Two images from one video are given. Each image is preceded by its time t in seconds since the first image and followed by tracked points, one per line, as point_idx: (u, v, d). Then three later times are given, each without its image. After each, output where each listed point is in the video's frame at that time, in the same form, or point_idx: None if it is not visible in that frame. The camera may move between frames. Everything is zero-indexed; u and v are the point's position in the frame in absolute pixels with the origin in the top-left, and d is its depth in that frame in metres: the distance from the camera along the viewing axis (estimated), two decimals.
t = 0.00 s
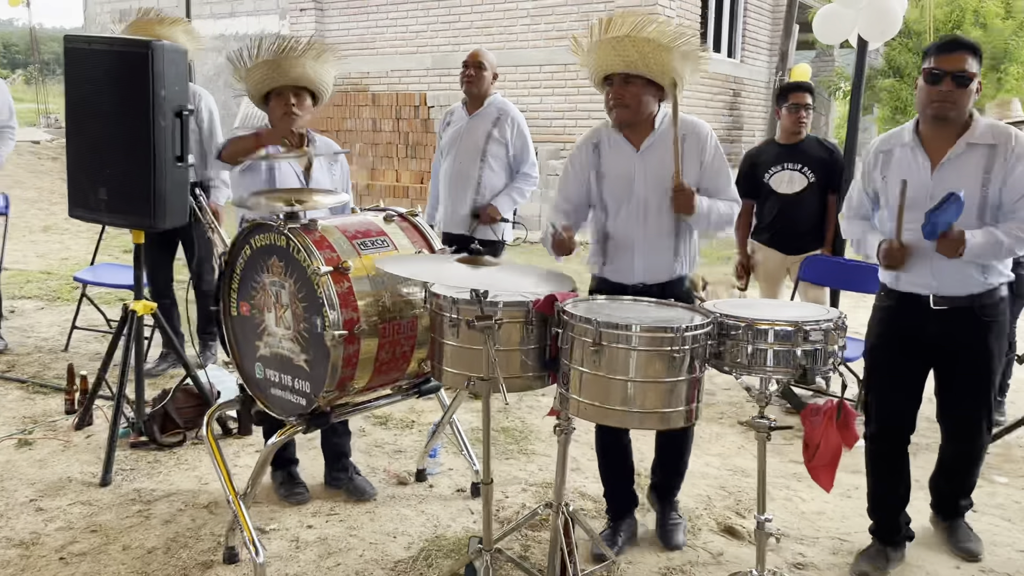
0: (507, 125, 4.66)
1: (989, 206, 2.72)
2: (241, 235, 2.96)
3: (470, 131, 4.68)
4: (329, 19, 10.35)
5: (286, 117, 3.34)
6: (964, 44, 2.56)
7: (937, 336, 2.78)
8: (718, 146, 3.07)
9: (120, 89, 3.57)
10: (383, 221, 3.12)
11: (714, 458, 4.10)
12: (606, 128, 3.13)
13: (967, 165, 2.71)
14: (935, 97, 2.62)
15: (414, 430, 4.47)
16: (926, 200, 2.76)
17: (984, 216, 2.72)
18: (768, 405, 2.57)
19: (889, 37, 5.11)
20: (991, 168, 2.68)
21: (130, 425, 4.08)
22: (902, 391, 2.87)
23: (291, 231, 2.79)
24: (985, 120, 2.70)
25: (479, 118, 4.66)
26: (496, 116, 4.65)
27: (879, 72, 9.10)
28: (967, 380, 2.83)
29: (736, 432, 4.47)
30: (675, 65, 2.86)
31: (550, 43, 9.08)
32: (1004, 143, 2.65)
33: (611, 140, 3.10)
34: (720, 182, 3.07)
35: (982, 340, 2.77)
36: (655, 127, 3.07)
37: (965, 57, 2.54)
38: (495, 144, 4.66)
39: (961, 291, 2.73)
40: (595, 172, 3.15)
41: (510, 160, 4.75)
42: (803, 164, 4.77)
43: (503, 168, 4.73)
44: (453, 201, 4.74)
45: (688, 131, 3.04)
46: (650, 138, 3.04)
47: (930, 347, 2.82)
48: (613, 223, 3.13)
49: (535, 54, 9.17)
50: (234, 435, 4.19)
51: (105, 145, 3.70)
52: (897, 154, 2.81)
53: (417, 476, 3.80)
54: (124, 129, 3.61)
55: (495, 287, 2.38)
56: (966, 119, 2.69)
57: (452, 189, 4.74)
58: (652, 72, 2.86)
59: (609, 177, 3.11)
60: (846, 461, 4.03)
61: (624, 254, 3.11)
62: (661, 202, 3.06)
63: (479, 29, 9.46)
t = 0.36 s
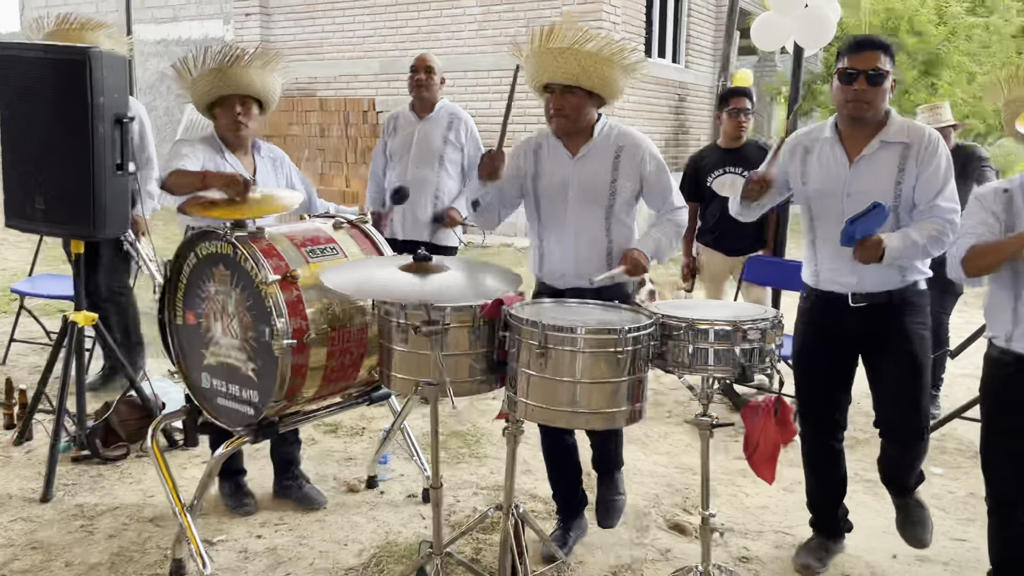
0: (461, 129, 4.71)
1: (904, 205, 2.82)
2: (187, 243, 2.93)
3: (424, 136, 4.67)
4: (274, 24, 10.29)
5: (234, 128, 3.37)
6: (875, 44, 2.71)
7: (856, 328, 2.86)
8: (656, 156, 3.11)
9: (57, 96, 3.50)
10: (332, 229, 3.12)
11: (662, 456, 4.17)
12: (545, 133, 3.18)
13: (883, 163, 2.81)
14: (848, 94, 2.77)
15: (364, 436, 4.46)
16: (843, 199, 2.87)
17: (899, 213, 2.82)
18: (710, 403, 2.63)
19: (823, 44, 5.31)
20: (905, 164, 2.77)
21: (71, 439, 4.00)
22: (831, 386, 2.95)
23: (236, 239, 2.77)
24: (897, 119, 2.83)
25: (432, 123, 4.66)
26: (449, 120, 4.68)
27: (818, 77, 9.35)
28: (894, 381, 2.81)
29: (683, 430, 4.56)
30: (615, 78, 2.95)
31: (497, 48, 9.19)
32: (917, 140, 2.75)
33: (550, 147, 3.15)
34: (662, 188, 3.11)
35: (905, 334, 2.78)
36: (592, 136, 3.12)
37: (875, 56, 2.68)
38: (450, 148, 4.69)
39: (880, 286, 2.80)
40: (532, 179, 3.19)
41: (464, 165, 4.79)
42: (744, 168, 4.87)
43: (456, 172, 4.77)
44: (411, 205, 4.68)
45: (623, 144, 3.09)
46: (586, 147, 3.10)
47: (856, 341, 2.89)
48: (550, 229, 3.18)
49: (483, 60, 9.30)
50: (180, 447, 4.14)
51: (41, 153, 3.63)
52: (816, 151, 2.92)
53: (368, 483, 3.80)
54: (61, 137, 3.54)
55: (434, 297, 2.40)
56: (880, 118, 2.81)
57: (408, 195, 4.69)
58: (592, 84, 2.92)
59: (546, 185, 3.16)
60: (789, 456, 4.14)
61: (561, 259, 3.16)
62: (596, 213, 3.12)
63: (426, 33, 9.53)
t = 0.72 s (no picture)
0: (403, 138, 4.71)
1: (855, 216, 2.91)
2: (125, 254, 2.88)
3: (369, 146, 4.60)
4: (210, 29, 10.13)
5: (168, 135, 3.31)
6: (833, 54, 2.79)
7: (807, 337, 2.89)
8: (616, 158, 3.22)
9: None
10: (273, 237, 3.10)
11: (610, 457, 4.24)
12: (502, 139, 3.20)
13: (836, 173, 2.89)
14: (805, 105, 2.84)
15: (311, 446, 4.42)
16: (797, 207, 2.95)
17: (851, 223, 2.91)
18: (656, 402, 2.70)
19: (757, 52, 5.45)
20: (859, 176, 2.86)
21: (7, 457, 3.87)
22: (776, 390, 3.01)
23: (176, 249, 2.74)
24: (852, 129, 2.91)
25: (376, 134, 4.60)
26: (391, 129, 4.66)
27: (753, 83, 9.61)
28: (834, 396, 2.87)
29: (630, 431, 4.63)
30: (573, 81, 3.02)
31: (439, 54, 9.37)
32: (872, 151, 2.85)
33: (509, 151, 3.17)
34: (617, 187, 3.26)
35: (853, 351, 2.85)
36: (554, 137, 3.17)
37: (833, 66, 2.76)
38: (395, 157, 4.66)
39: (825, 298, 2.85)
40: (494, 181, 3.20)
41: (406, 173, 4.78)
42: (684, 172, 5.00)
43: (398, 180, 4.73)
44: (361, 216, 4.57)
45: (587, 144, 3.16)
46: (548, 148, 3.14)
47: (802, 356, 2.93)
48: (509, 234, 3.19)
49: (425, 65, 9.43)
50: (121, 462, 4.04)
51: None
52: (770, 158, 3.00)
53: (317, 493, 3.77)
54: None
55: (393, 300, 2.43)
56: (835, 129, 2.90)
57: (358, 206, 4.56)
58: (549, 87, 2.98)
59: (506, 189, 3.18)
60: (732, 453, 4.25)
61: (521, 265, 3.18)
62: (562, 213, 3.15)
63: (366, 39, 9.47)
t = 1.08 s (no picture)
0: (346, 144, 4.66)
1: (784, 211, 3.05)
2: (66, 268, 2.83)
3: (311, 154, 4.54)
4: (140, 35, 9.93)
5: (113, 147, 3.27)
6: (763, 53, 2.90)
7: (742, 336, 3.00)
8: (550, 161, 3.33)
9: None
10: (220, 249, 3.08)
11: (557, 459, 4.31)
12: (444, 144, 3.24)
13: (768, 170, 3.02)
14: (738, 102, 2.95)
15: (256, 458, 4.39)
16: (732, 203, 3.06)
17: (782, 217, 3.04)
18: (601, 404, 2.77)
19: (692, 60, 5.55)
20: (788, 173, 3.00)
21: None
22: (713, 388, 3.10)
23: (122, 263, 2.71)
24: (780, 127, 3.05)
25: (317, 141, 4.55)
26: (334, 136, 4.61)
27: (687, 89, 9.83)
28: (768, 393, 2.98)
29: (576, 432, 4.71)
30: (512, 94, 3.05)
31: (377, 60, 9.22)
32: (799, 148, 3.00)
33: (452, 155, 3.21)
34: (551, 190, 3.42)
35: (786, 346, 2.96)
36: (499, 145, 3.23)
37: (765, 65, 2.87)
38: (338, 165, 4.62)
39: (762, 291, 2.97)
40: (435, 184, 3.24)
41: (350, 181, 4.74)
42: (623, 177, 5.10)
43: (343, 188, 4.69)
44: (301, 225, 4.52)
45: (529, 150, 3.24)
46: (493, 156, 3.20)
47: (739, 351, 3.03)
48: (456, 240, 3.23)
49: (363, 72, 9.29)
50: (60, 480, 3.94)
51: None
52: (704, 157, 3.10)
53: (264, 505, 3.74)
54: None
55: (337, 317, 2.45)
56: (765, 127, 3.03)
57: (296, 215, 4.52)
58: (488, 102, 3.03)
59: (452, 195, 3.22)
60: (675, 451, 4.36)
61: (466, 266, 3.22)
62: (508, 218, 3.23)
63: (302, 45, 9.42)
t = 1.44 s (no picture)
0: (289, 146, 4.57)
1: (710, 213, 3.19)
2: (2, 274, 2.76)
3: (250, 154, 4.49)
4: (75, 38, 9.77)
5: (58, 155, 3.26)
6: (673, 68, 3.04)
7: (677, 325, 3.12)
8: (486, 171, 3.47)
9: None
10: (162, 253, 3.04)
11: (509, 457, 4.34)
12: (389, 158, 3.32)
13: (690, 177, 3.15)
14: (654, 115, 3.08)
15: (204, 466, 4.32)
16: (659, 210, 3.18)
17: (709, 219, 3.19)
18: (552, 401, 2.81)
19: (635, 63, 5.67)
20: (709, 176, 3.15)
21: None
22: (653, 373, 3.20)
23: (61, 269, 2.66)
24: (696, 133, 3.19)
25: (256, 142, 4.49)
26: (275, 137, 4.53)
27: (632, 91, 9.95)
28: (705, 375, 3.11)
29: (527, 431, 4.75)
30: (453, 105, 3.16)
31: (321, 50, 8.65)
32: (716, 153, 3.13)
33: (395, 161, 3.32)
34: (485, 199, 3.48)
35: (716, 326, 3.10)
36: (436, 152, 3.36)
37: (674, 80, 3.00)
38: (278, 166, 4.53)
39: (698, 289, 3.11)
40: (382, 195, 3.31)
41: (295, 182, 4.64)
42: (569, 177, 5.23)
43: (285, 190, 4.60)
44: (240, 227, 4.47)
45: (468, 158, 3.38)
46: (432, 163, 3.34)
47: (674, 337, 3.15)
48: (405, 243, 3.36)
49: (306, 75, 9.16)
50: None
51: None
52: (628, 168, 3.23)
53: (212, 513, 3.69)
54: None
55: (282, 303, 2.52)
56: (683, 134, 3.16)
57: (235, 215, 4.48)
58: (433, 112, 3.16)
59: (397, 200, 3.33)
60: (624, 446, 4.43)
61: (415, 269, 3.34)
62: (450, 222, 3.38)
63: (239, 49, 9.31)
